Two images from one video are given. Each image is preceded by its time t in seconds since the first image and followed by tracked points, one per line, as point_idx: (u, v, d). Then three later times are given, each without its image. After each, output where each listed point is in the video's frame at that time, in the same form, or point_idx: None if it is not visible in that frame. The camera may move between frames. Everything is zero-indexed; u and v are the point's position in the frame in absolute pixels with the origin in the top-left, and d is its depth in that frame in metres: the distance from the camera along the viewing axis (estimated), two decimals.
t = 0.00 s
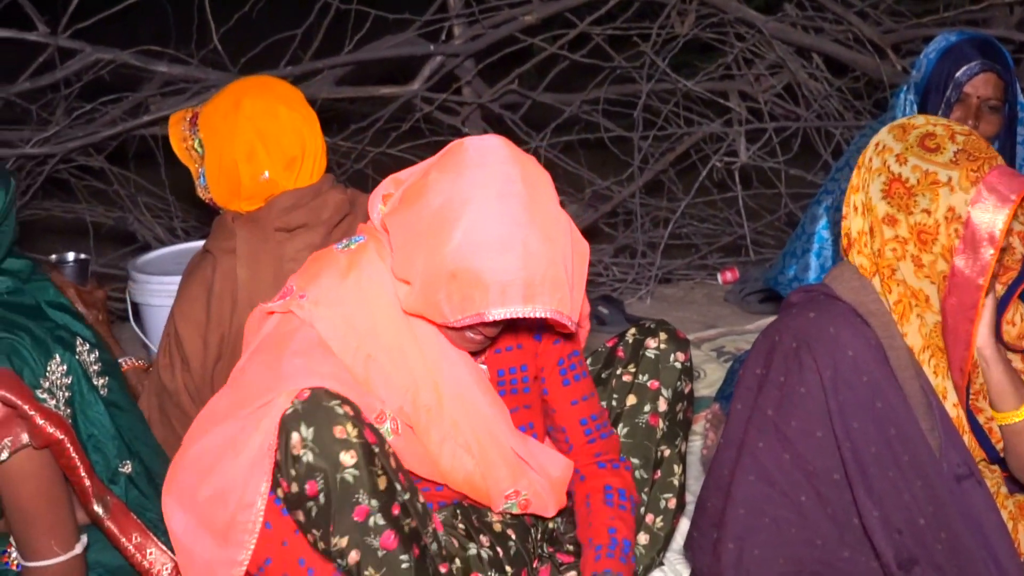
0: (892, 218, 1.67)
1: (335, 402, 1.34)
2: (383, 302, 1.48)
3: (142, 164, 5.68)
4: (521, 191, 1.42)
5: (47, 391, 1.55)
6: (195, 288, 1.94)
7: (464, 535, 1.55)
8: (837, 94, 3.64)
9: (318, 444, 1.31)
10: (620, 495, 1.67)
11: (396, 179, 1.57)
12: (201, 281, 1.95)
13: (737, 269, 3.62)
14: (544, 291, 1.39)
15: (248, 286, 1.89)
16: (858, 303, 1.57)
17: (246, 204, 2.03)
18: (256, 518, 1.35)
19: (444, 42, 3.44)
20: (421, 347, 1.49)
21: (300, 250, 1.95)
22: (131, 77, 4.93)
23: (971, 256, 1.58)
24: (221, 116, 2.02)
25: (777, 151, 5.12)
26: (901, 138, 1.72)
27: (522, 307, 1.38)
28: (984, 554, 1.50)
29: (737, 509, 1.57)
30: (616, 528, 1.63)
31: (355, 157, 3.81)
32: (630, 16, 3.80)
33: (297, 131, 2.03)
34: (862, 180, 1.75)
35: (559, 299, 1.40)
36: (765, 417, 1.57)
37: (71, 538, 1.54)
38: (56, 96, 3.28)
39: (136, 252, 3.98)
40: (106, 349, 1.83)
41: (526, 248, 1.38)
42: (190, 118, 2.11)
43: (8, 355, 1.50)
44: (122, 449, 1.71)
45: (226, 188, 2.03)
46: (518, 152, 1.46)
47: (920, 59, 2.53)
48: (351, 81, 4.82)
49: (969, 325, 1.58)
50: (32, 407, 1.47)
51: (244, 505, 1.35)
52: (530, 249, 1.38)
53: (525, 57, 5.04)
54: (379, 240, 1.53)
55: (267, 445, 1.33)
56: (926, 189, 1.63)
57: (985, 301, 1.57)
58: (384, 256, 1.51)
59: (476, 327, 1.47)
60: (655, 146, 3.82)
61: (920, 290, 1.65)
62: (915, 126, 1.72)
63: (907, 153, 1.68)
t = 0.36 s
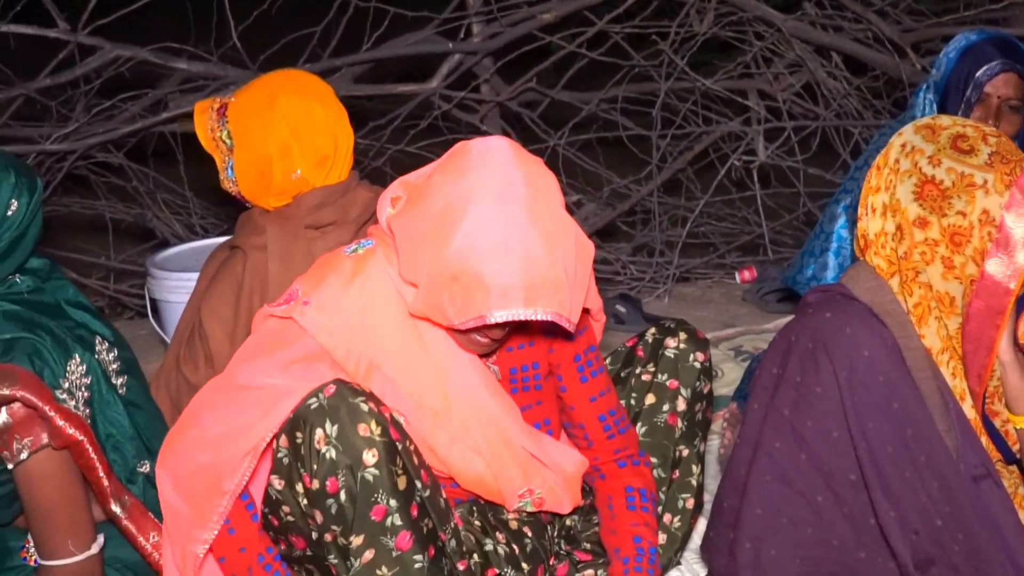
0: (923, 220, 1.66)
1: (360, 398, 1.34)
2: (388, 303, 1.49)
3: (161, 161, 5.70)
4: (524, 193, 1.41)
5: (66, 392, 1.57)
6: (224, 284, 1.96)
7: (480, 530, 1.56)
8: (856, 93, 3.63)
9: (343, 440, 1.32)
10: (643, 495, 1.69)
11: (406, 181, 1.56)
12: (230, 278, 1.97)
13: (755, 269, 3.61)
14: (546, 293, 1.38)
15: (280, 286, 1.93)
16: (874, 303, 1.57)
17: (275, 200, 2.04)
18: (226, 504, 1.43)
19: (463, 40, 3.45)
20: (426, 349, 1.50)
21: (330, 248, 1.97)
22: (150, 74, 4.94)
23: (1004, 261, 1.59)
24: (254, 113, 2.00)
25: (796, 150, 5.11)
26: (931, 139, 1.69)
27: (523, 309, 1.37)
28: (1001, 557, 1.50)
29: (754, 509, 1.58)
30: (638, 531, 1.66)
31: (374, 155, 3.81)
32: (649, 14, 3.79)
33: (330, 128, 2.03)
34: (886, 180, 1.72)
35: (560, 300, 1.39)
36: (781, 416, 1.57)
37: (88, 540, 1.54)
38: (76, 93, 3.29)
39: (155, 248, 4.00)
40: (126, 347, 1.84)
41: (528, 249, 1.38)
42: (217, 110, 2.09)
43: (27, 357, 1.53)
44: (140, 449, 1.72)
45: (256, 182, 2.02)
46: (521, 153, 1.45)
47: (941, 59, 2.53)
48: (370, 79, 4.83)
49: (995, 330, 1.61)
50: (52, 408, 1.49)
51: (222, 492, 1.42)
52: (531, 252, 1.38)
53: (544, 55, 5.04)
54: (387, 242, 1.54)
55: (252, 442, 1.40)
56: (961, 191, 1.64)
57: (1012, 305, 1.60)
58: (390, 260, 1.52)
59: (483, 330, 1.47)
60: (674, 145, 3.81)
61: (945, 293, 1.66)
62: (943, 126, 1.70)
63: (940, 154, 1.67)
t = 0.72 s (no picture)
0: (951, 222, 1.66)
1: (382, 396, 1.37)
2: (408, 310, 1.50)
3: (180, 157, 5.70)
4: (550, 202, 1.41)
5: (88, 390, 1.57)
6: (244, 285, 1.97)
7: (501, 530, 1.56)
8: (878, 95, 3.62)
9: (366, 438, 1.35)
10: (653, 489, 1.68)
11: (423, 188, 1.57)
12: (249, 278, 1.98)
13: (775, 271, 3.59)
14: (577, 304, 1.39)
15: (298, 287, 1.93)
16: (892, 307, 1.60)
17: (294, 200, 2.05)
18: (299, 538, 1.48)
19: (484, 40, 3.44)
20: (450, 360, 1.52)
21: (349, 249, 1.97)
22: (171, 70, 4.95)
23: None
24: (274, 111, 2.01)
25: (817, 152, 5.10)
26: (958, 140, 1.69)
27: (555, 320, 1.38)
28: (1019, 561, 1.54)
29: (771, 513, 1.59)
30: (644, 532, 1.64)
31: (395, 153, 3.81)
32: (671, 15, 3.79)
33: (350, 129, 2.03)
34: (910, 182, 1.72)
35: (591, 309, 1.40)
36: (799, 420, 1.59)
37: (106, 539, 1.56)
38: (98, 90, 3.29)
39: (175, 245, 4.00)
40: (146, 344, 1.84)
41: (558, 259, 1.38)
42: (236, 108, 2.11)
43: (49, 354, 1.53)
44: (161, 446, 1.72)
45: (274, 181, 2.03)
46: (542, 159, 1.45)
47: (965, 59, 2.52)
48: (390, 77, 4.83)
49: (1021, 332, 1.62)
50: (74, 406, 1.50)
51: (290, 524, 1.47)
52: (560, 262, 1.38)
53: (565, 55, 5.03)
54: (404, 249, 1.54)
55: (298, 459, 1.44)
56: (991, 192, 1.64)
57: None
58: (406, 265, 1.52)
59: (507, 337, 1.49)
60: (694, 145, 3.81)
61: (972, 296, 1.65)
62: (970, 128, 1.70)
63: (969, 155, 1.67)
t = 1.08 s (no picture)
0: (981, 227, 1.80)
1: (406, 400, 1.38)
2: (432, 316, 1.52)
3: (200, 158, 5.71)
4: (593, 214, 1.42)
5: (109, 394, 1.57)
6: (263, 288, 1.96)
7: (519, 534, 1.55)
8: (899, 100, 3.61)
9: (390, 440, 1.35)
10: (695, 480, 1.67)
11: (449, 195, 1.57)
12: (268, 282, 1.97)
13: (794, 275, 3.58)
14: (626, 315, 1.41)
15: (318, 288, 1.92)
16: (907, 314, 1.59)
17: (314, 203, 2.05)
18: (316, 537, 1.47)
19: (505, 42, 3.44)
20: (473, 367, 1.52)
21: (369, 252, 1.97)
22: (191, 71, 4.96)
23: None
24: (295, 114, 2.02)
25: (837, 157, 5.10)
26: (979, 146, 1.84)
27: (603, 332, 1.40)
28: None
29: (788, 520, 1.61)
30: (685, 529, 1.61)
31: (414, 155, 3.81)
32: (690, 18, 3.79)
33: (371, 131, 2.02)
34: (932, 186, 1.80)
35: (638, 319, 1.41)
36: (813, 428, 1.61)
37: (126, 540, 1.57)
38: (119, 90, 3.30)
39: (194, 245, 4.01)
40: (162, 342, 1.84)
41: (604, 272, 1.40)
42: (258, 110, 2.11)
43: (71, 358, 1.52)
44: (182, 449, 1.72)
45: (296, 184, 2.03)
46: (584, 171, 1.46)
47: (988, 64, 2.51)
48: (410, 79, 4.83)
49: None
50: (96, 411, 1.50)
51: (308, 525, 1.47)
52: (608, 275, 1.40)
53: (585, 58, 5.03)
54: (429, 255, 1.55)
55: (314, 460, 1.44)
56: (1015, 198, 1.83)
57: None
58: (429, 271, 1.54)
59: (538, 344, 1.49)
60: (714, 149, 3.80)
61: (1012, 305, 1.78)
62: (987, 135, 1.85)
63: (994, 161, 1.84)
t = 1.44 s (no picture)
0: (1001, 225, 1.64)
1: (425, 406, 1.38)
2: (456, 318, 1.52)
3: (219, 160, 5.73)
4: (615, 209, 1.42)
5: (114, 393, 1.55)
6: (280, 291, 1.96)
7: (539, 540, 1.56)
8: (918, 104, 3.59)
9: (409, 446, 1.35)
10: (680, 529, 1.65)
11: (470, 197, 1.57)
12: (285, 285, 1.97)
13: (812, 279, 3.57)
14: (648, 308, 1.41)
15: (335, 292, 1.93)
16: (919, 321, 1.57)
17: (331, 205, 2.05)
18: (339, 542, 1.48)
19: (523, 45, 3.44)
20: (497, 370, 1.53)
21: (385, 255, 1.97)
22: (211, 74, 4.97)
23: None
24: (312, 118, 2.02)
25: (856, 162, 5.08)
26: (995, 146, 1.70)
27: (624, 324, 1.39)
28: None
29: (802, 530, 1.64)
30: (669, 569, 1.62)
31: (431, 158, 3.81)
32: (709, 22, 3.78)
33: (387, 134, 2.02)
34: (947, 190, 1.70)
35: (661, 313, 1.41)
36: (827, 436, 1.63)
37: (139, 532, 1.59)
38: (138, 92, 3.31)
39: (212, 247, 4.02)
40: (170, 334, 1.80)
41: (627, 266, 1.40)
42: (276, 114, 2.11)
43: (72, 359, 1.51)
44: (193, 447, 1.73)
45: (313, 187, 2.03)
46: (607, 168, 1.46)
47: (1008, 70, 2.50)
48: (428, 82, 4.84)
49: None
50: (97, 412, 1.50)
51: (330, 529, 1.48)
52: (630, 268, 1.40)
53: (603, 62, 5.03)
54: (453, 258, 1.56)
55: (338, 464, 1.44)
56: None
57: None
58: (454, 275, 1.54)
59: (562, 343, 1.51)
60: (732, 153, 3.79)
61: None
62: (1001, 134, 1.72)
63: (1012, 157, 1.69)
